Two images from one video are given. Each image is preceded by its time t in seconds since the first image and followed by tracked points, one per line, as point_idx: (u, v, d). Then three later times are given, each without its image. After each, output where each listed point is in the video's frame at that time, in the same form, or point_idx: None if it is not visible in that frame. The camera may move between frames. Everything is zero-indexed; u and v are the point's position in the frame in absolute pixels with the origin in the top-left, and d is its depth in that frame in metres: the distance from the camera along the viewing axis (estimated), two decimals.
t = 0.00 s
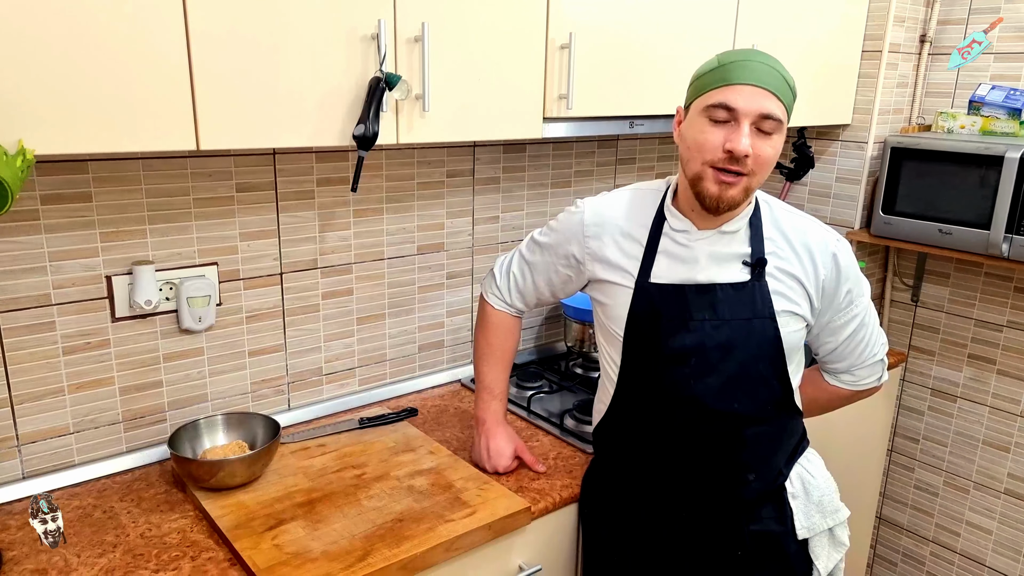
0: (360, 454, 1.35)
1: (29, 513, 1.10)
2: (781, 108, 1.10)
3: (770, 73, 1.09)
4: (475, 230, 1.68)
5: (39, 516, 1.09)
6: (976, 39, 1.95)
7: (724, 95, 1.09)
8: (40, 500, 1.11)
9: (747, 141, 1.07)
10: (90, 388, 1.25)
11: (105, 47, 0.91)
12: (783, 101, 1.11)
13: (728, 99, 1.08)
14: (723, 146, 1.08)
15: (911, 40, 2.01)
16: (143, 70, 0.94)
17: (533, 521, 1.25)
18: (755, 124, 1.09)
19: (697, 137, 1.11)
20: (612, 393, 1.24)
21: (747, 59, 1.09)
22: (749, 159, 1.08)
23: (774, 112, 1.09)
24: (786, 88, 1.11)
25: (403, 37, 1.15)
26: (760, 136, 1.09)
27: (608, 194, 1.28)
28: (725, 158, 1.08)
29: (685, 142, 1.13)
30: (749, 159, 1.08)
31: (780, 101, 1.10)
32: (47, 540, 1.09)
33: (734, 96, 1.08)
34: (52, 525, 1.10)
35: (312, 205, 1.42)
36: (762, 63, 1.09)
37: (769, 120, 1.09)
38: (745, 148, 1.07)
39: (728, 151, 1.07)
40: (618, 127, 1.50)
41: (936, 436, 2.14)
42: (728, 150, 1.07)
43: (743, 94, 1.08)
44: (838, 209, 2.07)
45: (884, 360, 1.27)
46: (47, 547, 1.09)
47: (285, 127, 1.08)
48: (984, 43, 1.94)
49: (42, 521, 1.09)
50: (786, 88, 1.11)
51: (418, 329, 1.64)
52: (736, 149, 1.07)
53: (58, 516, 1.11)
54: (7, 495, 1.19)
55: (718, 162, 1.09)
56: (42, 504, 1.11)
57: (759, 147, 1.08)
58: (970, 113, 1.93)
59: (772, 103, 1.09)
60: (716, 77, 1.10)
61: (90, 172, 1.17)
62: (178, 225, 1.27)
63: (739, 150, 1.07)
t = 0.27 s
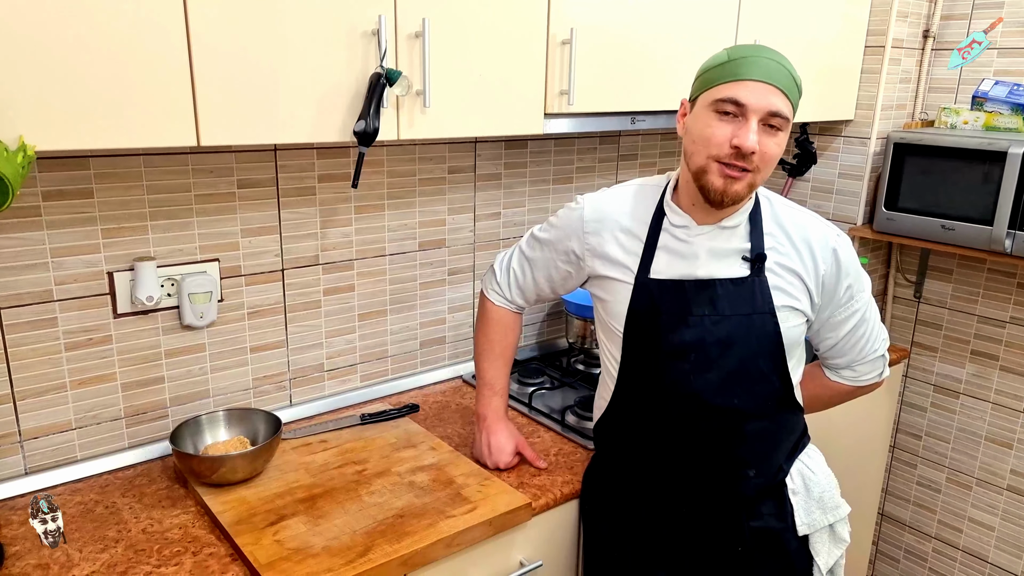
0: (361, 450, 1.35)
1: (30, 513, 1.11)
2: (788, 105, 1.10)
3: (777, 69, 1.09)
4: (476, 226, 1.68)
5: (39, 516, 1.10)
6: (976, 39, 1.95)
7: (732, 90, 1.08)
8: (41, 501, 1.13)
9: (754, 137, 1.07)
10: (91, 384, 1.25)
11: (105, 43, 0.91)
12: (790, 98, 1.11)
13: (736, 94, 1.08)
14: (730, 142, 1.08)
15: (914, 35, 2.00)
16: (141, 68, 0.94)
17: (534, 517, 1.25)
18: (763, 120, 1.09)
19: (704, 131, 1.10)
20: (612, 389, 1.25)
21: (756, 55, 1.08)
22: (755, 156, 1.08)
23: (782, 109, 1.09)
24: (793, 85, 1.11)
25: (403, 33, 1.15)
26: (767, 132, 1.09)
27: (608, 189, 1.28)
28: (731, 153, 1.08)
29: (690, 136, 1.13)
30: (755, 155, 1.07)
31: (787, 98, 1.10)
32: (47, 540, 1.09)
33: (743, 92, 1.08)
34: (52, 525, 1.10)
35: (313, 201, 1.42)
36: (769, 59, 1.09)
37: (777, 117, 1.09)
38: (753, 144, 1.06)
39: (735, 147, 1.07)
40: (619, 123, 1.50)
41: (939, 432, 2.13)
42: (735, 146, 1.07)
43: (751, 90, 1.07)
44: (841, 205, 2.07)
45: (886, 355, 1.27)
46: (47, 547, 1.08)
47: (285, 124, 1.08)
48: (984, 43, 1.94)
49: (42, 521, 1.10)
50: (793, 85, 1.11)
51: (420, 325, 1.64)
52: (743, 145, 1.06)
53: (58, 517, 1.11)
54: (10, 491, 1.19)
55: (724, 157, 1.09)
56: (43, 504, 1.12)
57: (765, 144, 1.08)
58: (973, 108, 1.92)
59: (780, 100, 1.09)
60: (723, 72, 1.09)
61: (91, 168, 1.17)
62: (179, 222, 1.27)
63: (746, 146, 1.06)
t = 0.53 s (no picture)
0: (363, 448, 1.36)
1: (30, 513, 1.11)
2: (784, 101, 1.10)
3: (772, 65, 1.09)
4: (478, 225, 1.68)
5: (39, 516, 1.10)
6: (976, 39, 1.95)
7: (727, 88, 1.08)
8: (41, 501, 1.13)
9: (750, 134, 1.07)
10: (95, 382, 1.25)
11: (107, 42, 0.91)
12: (786, 94, 1.11)
13: (731, 92, 1.08)
14: (726, 140, 1.08)
15: (917, 34, 1.99)
16: (144, 66, 0.95)
17: (535, 515, 1.25)
18: (759, 117, 1.08)
19: (700, 130, 1.10)
20: (613, 387, 1.25)
21: (751, 52, 1.08)
22: (752, 153, 1.08)
23: (778, 105, 1.08)
24: (789, 80, 1.11)
25: (405, 32, 1.15)
26: (763, 129, 1.09)
27: (609, 188, 1.28)
28: (728, 151, 1.08)
29: (687, 135, 1.13)
30: (752, 152, 1.07)
31: (783, 95, 1.10)
32: (47, 540, 1.09)
33: (738, 89, 1.08)
34: (52, 525, 1.10)
35: (315, 199, 1.42)
36: (764, 55, 1.09)
37: (773, 114, 1.09)
38: (749, 142, 1.06)
39: (732, 145, 1.07)
40: (621, 122, 1.50)
41: (941, 432, 2.13)
42: (731, 144, 1.07)
43: (746, 87, 1.07)
44: (843, 204, 2.07)
45: (887, 354, 1.27)
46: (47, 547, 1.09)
47: (288, 123, 1.08)
48: (984, 43, 1.94)
49: (42, 521, 1.10)
50: (789, 81, 1.11)
51: (422, 323, 1.65)
52: (739, 143, 1.07)
53: (58, 517, 1.11)
54: (14, 488, 1.20)
55: (721, 156, 1.09)
56: (43, 504, 1.12)
57: (762, 141, 1.08)
58: (976, 107, 1.92)
59: (776, 97, 1.08)
60: (718, 71, 1.10)
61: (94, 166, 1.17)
62: (182, 220, 1.28)
63: (742, 143, 1.06)
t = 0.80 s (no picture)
0: (369, 445, 1.36)
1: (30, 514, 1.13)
2: (788, 98, 1.10)
3: (775, 63, 1.09)
4: (485, 224, 1.68)
5: (39, 516, 1.12)
6: (976, 39, 1.96)
7: (730, 86, 1.08)
8: (41, 501, 1.15)
9: (753, 132, 1.07)
10: (104, 378, 1.27)
11: (117, 41, 0.92)
12: (790, 91, 1.10)
13: (734, 91, 1.08)
14: (729, 138, 1.08)
15: (926, 32, 1.98)
16: (153, 65, 0.95)
17: (540, 513, 1.26)
18: (762, 115, 1.08)
19: (704, 129, 1.10)
20: (618, 386, 1.25)
21: (754, 50, 1.09)
22: (756, 151, 1.08)
23: (781, 102, 1.08)
24: (793, 78, 1.11)
25: (412, 31, 1.16)
26: (767, 127, 1.09)
27: (615, 187, 1.28)
28: (731, 149, 1.08)
29: (691, 134, 1.13)
30: (755, 150, 1.07)
31: (787, 91, 1.10)
32: (47, 539, 1.09)
33: (741, 87, 1.08)
34: (52, 525, 1.11)
35: (322, 198, 1.43)
36: (766, 53, 1.09)
37: (776, 111, 1.09)
38: (752, 139, 1.06)
39: (735, 142, 1.07)
40: (627, 121, 1.50)
41: (949, 432, 2.12)
42: (735, 142, 1.07)
43: (748, 85, 1.07)
44: (851, 203, 2.06)
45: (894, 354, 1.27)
46: (45, 548, 1.08)
47: (295, 122, 1.09)
48: (984, 43, 1.95)
49: (42, 521, 1.11)
50: (793, 78, 1.11)
51: (428, 321, 1.65)
52: (742, 140, 1.06)
53: (58, 517, 1.13)
54: (23, 482, 1.21)
55: (725, 154, 1.09)
56: (43, 504, 1.14)
57: (765, 138, 1.08)
58: (985, 106, 1.91)
59: (779, 94, 1.08)
60: (720, 70, 1.10)
61: (103, 164, 1.18)
62: (190, 218, 1.29)
63: (745, 141, 1.06)
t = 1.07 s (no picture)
0: (374, 442, 1.37)
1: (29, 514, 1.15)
2: (794, 97, 1.09)
3: (781, 61, 1.08)
4: (489, 221, 1.68)
5: (39, 516, 1.14)
6: (976, 39, 1.97)
7: (736, 84, 1.08)
8: (41, 501, 1.16)
9: (759, 130, 1.06)
10: (110, 374, 1.27)
11: (123, 38, 0.93)
12: (796, 89, 1.10)
13: (739, 89, 1.08)
14: (735, 136, 1.08)
15: (933, 31, 1.98)
16: (160, 62, 0.96)
17: (544, 511, 1.26)
18: (768, 113, 1.08)
19: (709, 127, 1.10)
20: (622, 384, 1.25)
21: (760, 48, 1.08)
22: (762, 149, 1.08)
23: (787, 101, 1.08)
24: (799, 77, 1.10)
25: (418, 28, 1.16)
26: (772, 125, 1.09)
27: (621, 185, 1.28)
28: (737, 148, 1.08)
29: (697, 132, 1.13)
30: (761, 148, 1.07)
31: (793, 89, 1.09)
32: (46, 539, 1.10)
33: (746, 85, 1.07)
34: (52, 525, 1.12)
35: (327, 195, 1.43)
36: (773, 51, 1.09)
37: (782, 109, 1.08)
38: (757, 137, 1.06)
39: (741, 141, 1.07)
40: (633, 119, 1.50)
41: (954, 432, 2.11)
42: (740, 140, 1.07)
43: (754, 83, 1.07)
44: (857, 202, 2.05)
45: (899, 353, 1.26)
46: (45, 547, 1.09)
47: (300, 119, 1.09)
48: (984, 43, 1.96)
49: (42, 521, 1.13)
50: (799, 76, 1.11)
51: (432, 319, 1.65)
52: (748, 138, 1.06)
53: (58, 517, 1.14)
54: (29, 478, 1.22)
55: (731, 152, 1.08)
56: (43, 504, 1.16)
57: (771, 136, 1.08)
58: (992, 105, 1.90)
59: (785, 92, 1.08)
60: (726, 68, 1.10)
61: (110, 161, 1.19)
62: (196, 214, 1.29)
63: (751, 139, 1.06)
